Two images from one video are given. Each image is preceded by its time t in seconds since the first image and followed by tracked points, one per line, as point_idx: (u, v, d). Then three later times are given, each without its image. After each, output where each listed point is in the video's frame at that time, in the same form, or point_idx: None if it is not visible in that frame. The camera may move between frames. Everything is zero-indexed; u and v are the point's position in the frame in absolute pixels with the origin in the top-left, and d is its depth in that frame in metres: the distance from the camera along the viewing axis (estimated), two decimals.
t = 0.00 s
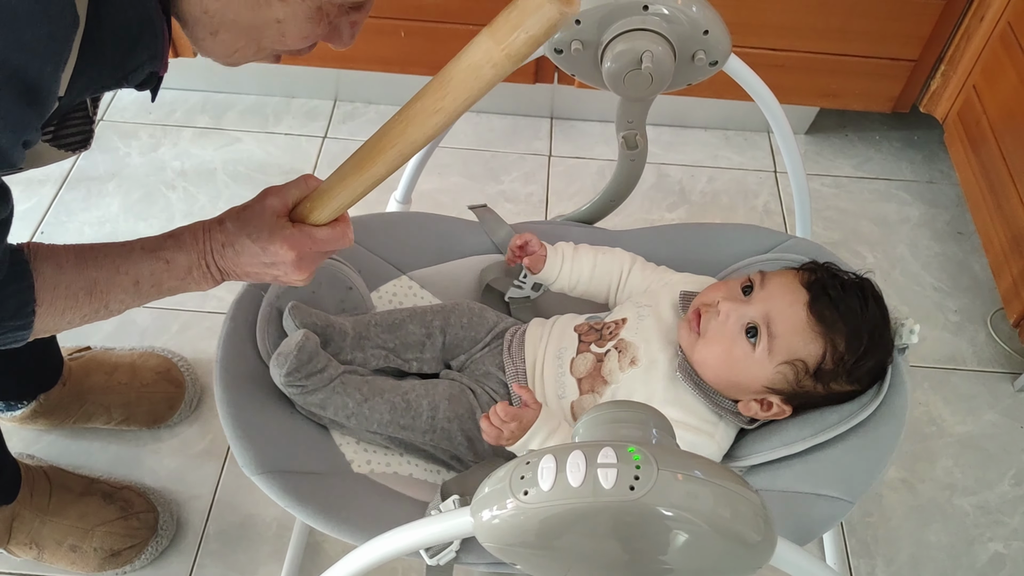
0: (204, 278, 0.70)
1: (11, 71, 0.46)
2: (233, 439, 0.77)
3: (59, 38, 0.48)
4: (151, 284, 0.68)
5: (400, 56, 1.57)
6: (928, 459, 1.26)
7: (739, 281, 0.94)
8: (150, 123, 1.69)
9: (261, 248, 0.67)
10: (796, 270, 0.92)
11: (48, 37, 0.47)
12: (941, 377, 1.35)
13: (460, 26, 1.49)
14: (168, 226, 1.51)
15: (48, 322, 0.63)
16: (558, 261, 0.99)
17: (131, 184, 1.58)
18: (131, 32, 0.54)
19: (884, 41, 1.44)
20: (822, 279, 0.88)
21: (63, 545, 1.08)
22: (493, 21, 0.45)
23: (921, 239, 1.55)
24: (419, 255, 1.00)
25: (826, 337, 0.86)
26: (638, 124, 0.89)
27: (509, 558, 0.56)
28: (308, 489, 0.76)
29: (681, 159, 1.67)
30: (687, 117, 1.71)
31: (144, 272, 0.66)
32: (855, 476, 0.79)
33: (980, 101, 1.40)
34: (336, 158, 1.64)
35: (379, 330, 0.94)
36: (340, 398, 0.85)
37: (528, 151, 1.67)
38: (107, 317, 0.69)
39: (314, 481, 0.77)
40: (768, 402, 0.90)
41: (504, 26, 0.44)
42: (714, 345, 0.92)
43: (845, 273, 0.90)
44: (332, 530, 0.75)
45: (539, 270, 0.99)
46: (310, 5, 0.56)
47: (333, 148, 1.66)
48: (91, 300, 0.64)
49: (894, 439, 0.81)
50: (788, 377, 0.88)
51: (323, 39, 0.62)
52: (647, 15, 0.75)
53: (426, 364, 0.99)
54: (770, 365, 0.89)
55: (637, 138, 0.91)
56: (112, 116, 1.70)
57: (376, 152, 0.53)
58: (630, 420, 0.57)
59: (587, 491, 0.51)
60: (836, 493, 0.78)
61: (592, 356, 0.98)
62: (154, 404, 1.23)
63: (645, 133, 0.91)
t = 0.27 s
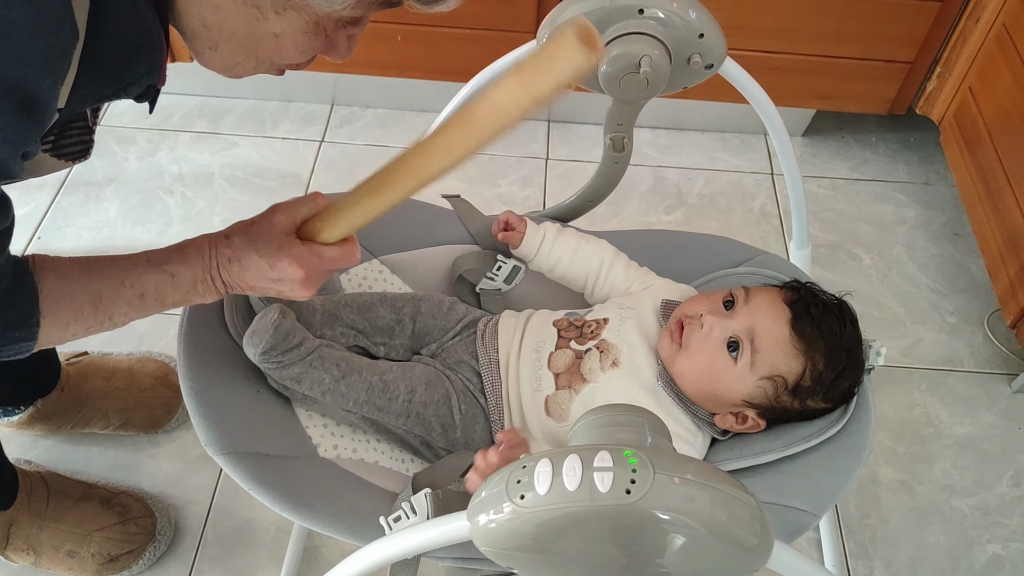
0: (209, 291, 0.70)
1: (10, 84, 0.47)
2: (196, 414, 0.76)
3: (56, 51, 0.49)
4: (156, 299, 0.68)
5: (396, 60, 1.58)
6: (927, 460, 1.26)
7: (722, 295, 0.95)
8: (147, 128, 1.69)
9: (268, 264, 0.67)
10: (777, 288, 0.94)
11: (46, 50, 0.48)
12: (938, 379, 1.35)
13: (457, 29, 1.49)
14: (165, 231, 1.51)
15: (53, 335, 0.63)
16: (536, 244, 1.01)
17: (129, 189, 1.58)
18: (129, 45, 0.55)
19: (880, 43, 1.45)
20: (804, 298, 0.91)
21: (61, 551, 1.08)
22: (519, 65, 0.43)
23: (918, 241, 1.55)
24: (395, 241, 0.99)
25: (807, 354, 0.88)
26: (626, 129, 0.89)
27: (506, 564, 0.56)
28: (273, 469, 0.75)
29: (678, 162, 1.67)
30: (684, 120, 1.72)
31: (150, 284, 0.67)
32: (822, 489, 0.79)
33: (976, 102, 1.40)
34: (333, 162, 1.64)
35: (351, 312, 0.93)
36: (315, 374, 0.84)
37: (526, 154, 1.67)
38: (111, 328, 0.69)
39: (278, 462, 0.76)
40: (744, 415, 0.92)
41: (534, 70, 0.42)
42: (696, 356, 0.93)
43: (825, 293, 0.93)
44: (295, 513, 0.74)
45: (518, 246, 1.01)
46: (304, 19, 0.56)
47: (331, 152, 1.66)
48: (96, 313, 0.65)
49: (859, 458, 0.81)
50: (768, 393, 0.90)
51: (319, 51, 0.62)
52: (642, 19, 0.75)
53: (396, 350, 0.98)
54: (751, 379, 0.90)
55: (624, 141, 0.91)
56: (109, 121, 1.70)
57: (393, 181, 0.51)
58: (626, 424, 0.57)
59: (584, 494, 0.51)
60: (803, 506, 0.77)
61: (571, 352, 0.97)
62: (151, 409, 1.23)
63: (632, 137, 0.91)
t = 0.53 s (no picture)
0: (205, 291, 0.71)
1: (10, 89, 0.48)
2: (220, 445, 0.77)
3: (56, 58, 0.49)
4: (152, 300, 0.68)
5: (393, 64, 1.58)
6: (924, 462, 1.26)
7: (735, 291, 0.95)
8: (143, 132, 1.69)
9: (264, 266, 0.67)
10: (793, 280, 0.93)
11: (45, 56, 0.49)
12: (935, 380, 1.35)
13: (453, 33, 1.49)
14: (161, 235, 1.51)
15: (47, 338, 0.63)
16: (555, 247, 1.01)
17: (125, 193, 1.57)
18: (129, 53, 0.56)
19: (876, 45, 1.45)
20: (821, 288, 0.90)
21: (57, 557, 1.07)
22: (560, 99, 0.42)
23: (915, 242, 1.55)
24: (407, 262, 1.02)
25: (826, 344, 0.87)
26: (628, 133, 0.89)
27: (502, 569, 0.56)
28: (298, 496, 0.76)
29: (675, 164, 1.67)
30: (680, 122, 1.72)
31: (144, 286, 0.67)
32: (847, 484, 0.78)
33: (972, 104, 1.40)
34: (330, 166, 1.64)
35: (370, 335, 0.94)
36: (332, 401, 0.85)
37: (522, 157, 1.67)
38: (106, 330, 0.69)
39: (306, 490, 0.77)
40: (765, 410, 0.91)
41: (575, 113, 0.41)
42: (713, 352, 0.92)
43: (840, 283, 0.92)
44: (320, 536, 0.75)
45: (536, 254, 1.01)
46: (307, 22, 0.56)
47: (327, 156, 1.66)
48: (90, 315, 0.65)
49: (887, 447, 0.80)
50: (788, 385, 0.89)
51: (320, 53, 0.62)
52: (638, 22, 0.75)
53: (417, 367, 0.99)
54: (770, 372, 0.90)
55: (627, 145, 0.91)
56: (105, 125, 1.69)
57: (414, 192, 0.51)
58: (621, 429, 0.57)
59: (580, 500, 0.51)
60: (829, 500, 0.77)
61: (583, 359, 0.98)
62: (148, 413, 1.23)
63: (635, 141, 0.91)
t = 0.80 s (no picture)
0: (205, 291, 0.71)
1: (10, 88, 0.48)
2: (259, 473, 0.79)
3: (57, 60, 0.49)
4: (154, 299, 0.68)
5: (389, 65, 1.58)
6: (922, 462, 1.26)
7: (745, 275, 0.95)
8: (140, 134, 1.68)
9: (267, 262, 0.67)
10: (802, 258, 0.93)
11: (46, 58, 0.48)
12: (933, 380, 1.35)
13: (450, 34, 1.49)
14: (159, 237, 1.51)
15: (49, 337, 0.63)
16: (542, 315, 1.02)
17: (122, 195, 1.57)
18: (128, 54, 0.56)
19: (873, 46, 1.45)
20: (830, 262, 0.90)
21: (55, 560, 1.07)
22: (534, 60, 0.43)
23: (913, 242, 1.55)
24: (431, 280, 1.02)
25: (841, 318, 0.87)
26: (634, 132, 0.89)
27: (497, 571, 0.56)
28: (334, 519, 0.77)
29: (673, 165, 1.67)
30: (678, 122, 1.72)
31: (144, 286, 0.67)
32: (876, 470, 0.78)
33: (969, 104, 1.40)
34: (327, 167, 1.64)
35: (400, 356, 0.95)
36: (364, 423, 0.85)
37: (519, 158, 1.66)
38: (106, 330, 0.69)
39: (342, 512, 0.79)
40: (787, 393, 0.91)
41: (548, 68, 0.43)
42: (728, 336, 0.92)
43: (853, 256, 0.91)
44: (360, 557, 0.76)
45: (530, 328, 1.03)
46: (305, 31, 0.57)
47: (324, 158, 1.66)
48: (90, 314, 0.65)
49: (919, 428, 0.80)
50: (806, 363, 0.88)
51: (316, 61, 0.62)
52: (633, 24, 0.75)
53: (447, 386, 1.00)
54: (786, 352, 0.89)
55: (633, 145, 0.91)
56: (102, 127, 1.69)
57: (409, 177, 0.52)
58: (616, 431, 0.57)
59: (575, 503, 0.51)
60: (859, 488, 0.77)
61: (601, 371, 0.99)
62: (145, 416, 1.22)
63: (643, 141, 0.90)
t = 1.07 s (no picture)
0: (206, 288, 0.70)
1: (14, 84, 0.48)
2: (239, 454, 0.77)
3: (62, 58, 0.49)
4: (155, 296, 0.68)
5: (389, 64, 1.58)
6: (921, 460, 1.26)
7: (733, 289, 0.95)
8: (140, 133, 1.68)
9: (269, 261, 0.68)
10: (790, 270, 0.93)
11: (50, 56, 0.48)
12: (933, 378, 1.35)
13: (449, 33, 1.49)
14: (158, 235, 1.51)
15: (51, 334, 0.63)
16: (537, 304, 1.00)
17: (121, 194, 1.57)
18: (131, 52, 0.55)
19: (872, 45, 1.45)
20: (817, 274, 0.90)
21: (54, 558, 1.07)
22: (538, 76, 0.51)
23: (912, 241, 1.55)
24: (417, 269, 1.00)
25: (830, 329, 0.88)
26: (628, 131, 0.88)
27: (496, 568, 0.56)
28: (318, 505, 0.77)
29: (672, 163, 1.67)
30: (677, 121, 1.72)
31: (147, 282, 0.67)
32: (856, 474, 0.78)
33: (968, 103, 1.40)
34: (326, 166, 1.64)
35: (383, 339, 0.94)
36: (351, 406, 0.84)
37: (519, 157, 1.66)
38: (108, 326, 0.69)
39: (321, 498, 0.78)
40: (779, 405, 0.91)
41: (554, 83, 0.50)
42: (718, 351, 0.93)
43: (839, 266, 0.92)
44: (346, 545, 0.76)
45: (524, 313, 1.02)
46: (308, 29, 0.57)
47: (324, 157, 1.65)
48: (93, 311, 0.65)
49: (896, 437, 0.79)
50: (797, 375, 0.89)
51: (319, 59, 0.62)
52: (633, 22, 0.75)
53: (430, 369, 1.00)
54: (778, 365, 0.90)
55: (628, 144, 0.91)
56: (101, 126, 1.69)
57: (405, 173, 0.57)
58: (615, 428, 0.57)
59: (575, 500, 0.51)
60: (842, 494, 0.77)
61: (590, 366, 0.99)
62: (145, 414, 1.22)
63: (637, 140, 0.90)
